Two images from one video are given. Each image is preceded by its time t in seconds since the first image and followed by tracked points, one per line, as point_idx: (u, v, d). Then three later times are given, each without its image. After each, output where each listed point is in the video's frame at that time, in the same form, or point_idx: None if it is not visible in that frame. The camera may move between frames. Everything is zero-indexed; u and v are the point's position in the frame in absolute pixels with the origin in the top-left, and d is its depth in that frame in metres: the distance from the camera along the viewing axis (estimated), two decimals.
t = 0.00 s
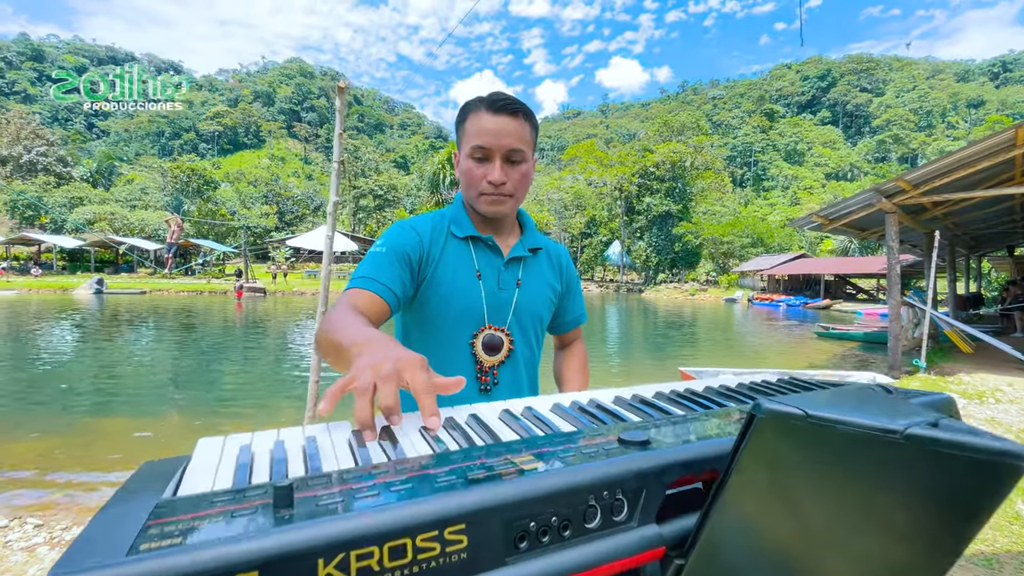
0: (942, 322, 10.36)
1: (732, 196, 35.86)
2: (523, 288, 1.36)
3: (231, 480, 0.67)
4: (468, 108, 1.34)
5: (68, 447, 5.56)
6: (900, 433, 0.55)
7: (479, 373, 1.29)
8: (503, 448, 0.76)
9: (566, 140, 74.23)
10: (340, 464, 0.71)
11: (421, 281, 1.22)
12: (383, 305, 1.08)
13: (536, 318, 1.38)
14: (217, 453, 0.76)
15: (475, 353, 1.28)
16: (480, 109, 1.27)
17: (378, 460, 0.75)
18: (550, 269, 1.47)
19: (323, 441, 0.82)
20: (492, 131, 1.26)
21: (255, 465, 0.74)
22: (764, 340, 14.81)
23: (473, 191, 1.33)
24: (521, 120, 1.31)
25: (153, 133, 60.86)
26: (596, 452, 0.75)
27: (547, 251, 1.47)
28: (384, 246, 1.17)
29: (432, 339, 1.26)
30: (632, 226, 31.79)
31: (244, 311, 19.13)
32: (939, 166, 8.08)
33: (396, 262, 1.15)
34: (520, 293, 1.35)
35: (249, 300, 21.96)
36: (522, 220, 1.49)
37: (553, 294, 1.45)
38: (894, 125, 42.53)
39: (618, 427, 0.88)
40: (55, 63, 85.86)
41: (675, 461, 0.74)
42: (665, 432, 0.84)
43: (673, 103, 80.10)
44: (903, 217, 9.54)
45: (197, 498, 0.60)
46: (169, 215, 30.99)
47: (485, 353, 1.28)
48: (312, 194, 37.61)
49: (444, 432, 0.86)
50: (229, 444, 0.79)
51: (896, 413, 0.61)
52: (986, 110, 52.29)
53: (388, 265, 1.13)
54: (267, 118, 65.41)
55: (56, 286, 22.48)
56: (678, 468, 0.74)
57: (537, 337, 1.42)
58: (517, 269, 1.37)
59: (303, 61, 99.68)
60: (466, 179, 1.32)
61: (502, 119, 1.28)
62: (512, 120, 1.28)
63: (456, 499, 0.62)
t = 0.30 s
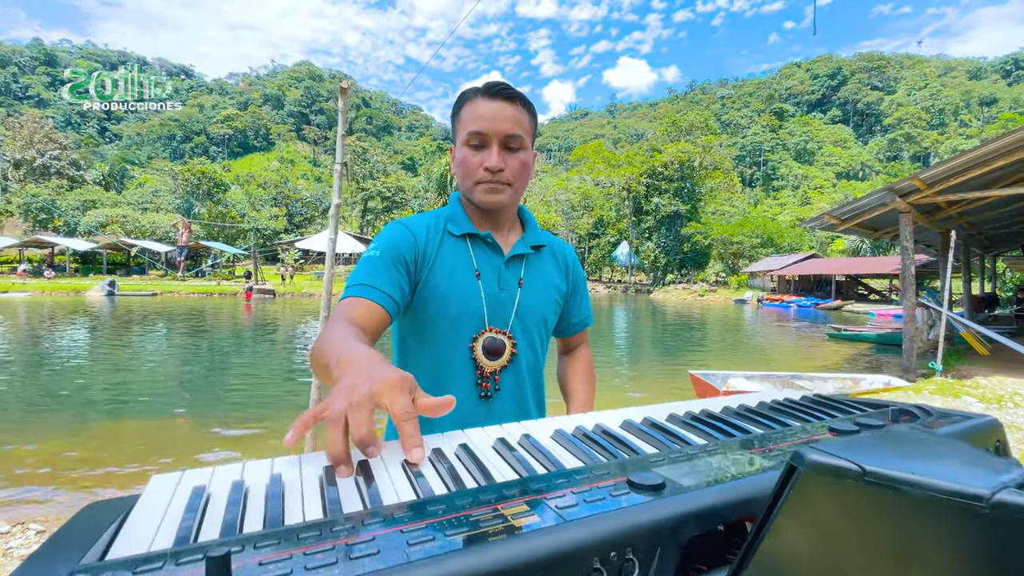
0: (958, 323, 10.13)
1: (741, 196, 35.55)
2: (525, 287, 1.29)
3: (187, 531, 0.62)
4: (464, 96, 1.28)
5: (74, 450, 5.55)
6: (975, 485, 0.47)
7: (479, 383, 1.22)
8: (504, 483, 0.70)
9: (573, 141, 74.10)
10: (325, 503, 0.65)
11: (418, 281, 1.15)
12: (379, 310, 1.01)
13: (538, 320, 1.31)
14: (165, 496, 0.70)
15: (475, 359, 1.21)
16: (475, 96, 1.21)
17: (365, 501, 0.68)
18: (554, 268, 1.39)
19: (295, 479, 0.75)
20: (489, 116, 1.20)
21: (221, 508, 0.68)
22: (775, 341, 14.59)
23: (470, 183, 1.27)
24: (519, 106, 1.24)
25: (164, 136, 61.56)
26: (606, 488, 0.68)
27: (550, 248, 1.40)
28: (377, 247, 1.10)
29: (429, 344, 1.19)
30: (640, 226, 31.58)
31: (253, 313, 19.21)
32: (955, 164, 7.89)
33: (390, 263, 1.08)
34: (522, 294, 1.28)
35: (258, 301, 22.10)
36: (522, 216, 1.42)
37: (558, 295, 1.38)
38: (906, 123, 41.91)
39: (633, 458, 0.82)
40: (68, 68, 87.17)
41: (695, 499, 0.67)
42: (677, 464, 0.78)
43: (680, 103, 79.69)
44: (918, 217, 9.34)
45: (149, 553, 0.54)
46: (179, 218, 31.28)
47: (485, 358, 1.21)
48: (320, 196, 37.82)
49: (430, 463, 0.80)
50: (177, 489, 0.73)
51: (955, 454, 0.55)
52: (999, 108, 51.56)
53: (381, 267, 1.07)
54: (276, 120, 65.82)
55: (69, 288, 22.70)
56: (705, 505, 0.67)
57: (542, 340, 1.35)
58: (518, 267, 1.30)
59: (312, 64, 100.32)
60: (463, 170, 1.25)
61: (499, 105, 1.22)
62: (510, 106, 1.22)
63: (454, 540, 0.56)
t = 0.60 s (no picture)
0: (971, 325, 9.96)
1: (748, 196, 35.33)
2: (527, 303, 1.24)
3: None
4: (468, 104, 1.22)
5: (83, 451, 5.55)
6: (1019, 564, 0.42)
7: (477, 402, 1.17)
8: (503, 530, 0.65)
9: (579, 141, 73.97)
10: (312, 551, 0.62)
11: (415, 297, 1.11)
12: (374, 330, 0.97)
13: (541, 336, 1.26)
14: (117, 537, 0.66)
15: (474, 376, 1.15)
16: (482, 103, 1.15)
17: (343, 545, 0.64)
18: (557, 283, 1.33)
19: (269, 516, 0.70)
20: (495, 126, 1.14)
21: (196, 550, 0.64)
22: (783, 342, 14.44)
23: (473, 194, 1.22)
24: (528, 116, 1.19)
25: (173, 139, 62.14)
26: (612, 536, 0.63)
27: (554, 262, 1.35)
28: (373, 262, 1.05)
29: (425, 361, 1.14)
30: (647, 226, 31.42)
31: (260, 313, 19.28)
32: (967, 163, 7.76)
33: (387, 279, 1.04)
34: (524, 310, 1.22)
35: (265, 302, 22.21)
36: (527, 228, 1.37)
37: (562, 310, 1.33)
38: (915, 122, 41.45)
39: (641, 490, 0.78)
40: (80, 72, 88.34)
41: (710, 546, 0.62)
42: (684, 500, 0.73)
43: (687, 102, 79.40)
44: (929, 216, 9.20)
45: None
46: (188, 219, 31.55)
47: (484, 377, 1.16)
48: (327, 197, 37.97)
49: (419, 502, 0.76)
50: (130, 527, 0.69)
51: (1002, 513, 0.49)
52: (1011, 106, 50.88)
53: (377, 284, 1.02)
54: (284, 122, 66.20)
55: (79, 289, 22.92)
56: (719, 549, 0.62)
57: (545, 356, 1.30)
58: (521, 282, 1.24)
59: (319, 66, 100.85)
60: (465, 181, 1.21)
61: (505, 116, 1.17)
62: (516, 117, 1.17)
63: None
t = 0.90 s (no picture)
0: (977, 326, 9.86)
1: (752, 196, 35.20)
2: (528, 299, 1.20)
3: None
4: (464, 97, 1.19)
5: (86, 450, 5.55)
6: None
7: (476, 402, 1.13)
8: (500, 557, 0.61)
9: (582, 141, 73.90)
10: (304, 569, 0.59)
11: (412, 290, 1.07)
12: (363, 324, 0.94)
13: (542, 333, 1.23)
14: (97, 555, 0.63)
15: (473, 375, 1.12)
16: (476, 97, 1.12)
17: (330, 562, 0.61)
18: (558, 278, 1.30)
19: (248, 536, 0.68)
20: (491, 120, 1.11)
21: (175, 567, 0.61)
22: (787, 343, 14.36)
23: (469, 189, 1.18)
24: (523, 110, 1.16)
25: (178, 139, 62.43)
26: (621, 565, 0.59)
27: (554, 258, 1.32)
28: (366, 256, 1.02)
29: (423, 360, 1.11)
30: (650, 227, 31.34)
31: (263, 314, 19.32)
32: (974, 163, 7.70)
33: (381, 273, 1.00)
34: (523, 306, 1.20)
35: (268, 302, 22.26)
36: (525, 222, 1.34)
37: (562, 306, 1.30)
38: (921, 121, 41.20)
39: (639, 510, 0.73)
40: (85, 73, 88.98)
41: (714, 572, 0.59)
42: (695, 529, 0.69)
43: (690, 102, 79.22)
44: (935, 216, 9.12)
45: None
46: (192, 220, 31.68)
47: (482, 374, 1.13)
48: (330, 198, 38.03)
49: (412, 514, 0.73)
50: (96, 547, 0.65)
51: None
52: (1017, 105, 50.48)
53: (371, 278, 0.99)
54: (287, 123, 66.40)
55: (84, 289, 23.03)
56: (729, 568, 0.60)
57: (545, 355, 1.26)
58: (520, 278, 1.21)
59: (322, 67, 101.09)
60: (461, 174, 1.17)
61: (501, 108, 1.14)
62: (511, 110, 1.14)
63: None
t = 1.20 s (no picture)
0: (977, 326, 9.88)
1: (751, 195, 35.23)
2: (527, 298, 1.20)
3: None
4: (461, 94, 1.18)
5: (85, 449, 5.53)
6: None
7: (478, 400, 1.13)
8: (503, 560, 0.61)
9: (582, 140, 73.84)
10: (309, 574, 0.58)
11: (409, 290, 1.07)
12: (356, 323, 0.93)
13: (542, 330, 1.22)
14: (97, 559, 0.63)
15: (473, 373, 1.12)
16: (471, 95, 1.12)
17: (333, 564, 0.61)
18: (559, 275, 1.30)
19: (248, 543, 0.67)
20: (488, 117, 1.10)
21: (179, 569, 0.61)
22: (786, 342, 14.40)
23: (467, 189, 1.18)
24: (520, 106, 1.15)
25: (176, 138, 62.31)
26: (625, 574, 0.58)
27: (554, 255, 1.32)
28: (363, 255, 1.01)
29: (422, 359, 1.10)
30: (649, 226, 31.39)
31: (262, 312, 19.32)
32: (973, 162, 7.70)
33: (376, 271, 1.00)
34: (524, 303, 1.19)
35: (267, 301, 22.22)
36: (526, 220, 1.34)
37: (564, 302, 1.29)
38: (920, 120, 41.22)
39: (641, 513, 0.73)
40: (83, 71, 88.80)
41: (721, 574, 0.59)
42: (701, 534, 0.68)
43: (689, 101, 79.14)
44: (935, 216, 9.12)
45: None
46: (191, 218, 31.61)
47: (484, 373, 1.13)
48: (329, 196, 38.00)
49: (418, 518, 0.74)
50: (98, 549, 0.65)
51: None
52: (1017, 104, 50.44)
53: (365, 277, 0.98)
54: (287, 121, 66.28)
55: (82, 288, 23.02)
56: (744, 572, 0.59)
57: (546, 353, 1.26)
58: (520, 276, 1.21)
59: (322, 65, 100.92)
60: (458, 173, 1.17)
61: (498, 106, 1.13)
62: (509, 106, 1.13)
63: None
